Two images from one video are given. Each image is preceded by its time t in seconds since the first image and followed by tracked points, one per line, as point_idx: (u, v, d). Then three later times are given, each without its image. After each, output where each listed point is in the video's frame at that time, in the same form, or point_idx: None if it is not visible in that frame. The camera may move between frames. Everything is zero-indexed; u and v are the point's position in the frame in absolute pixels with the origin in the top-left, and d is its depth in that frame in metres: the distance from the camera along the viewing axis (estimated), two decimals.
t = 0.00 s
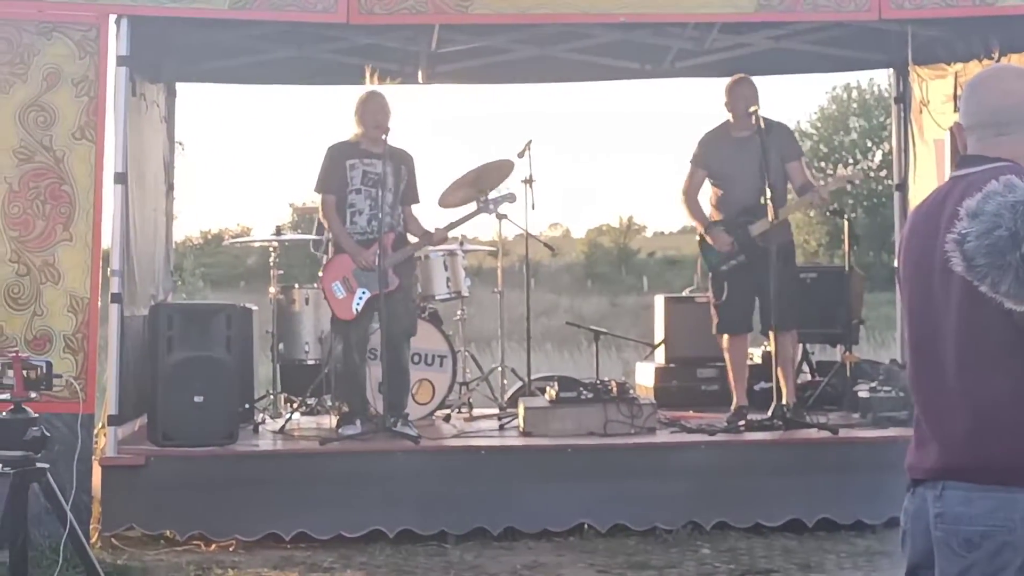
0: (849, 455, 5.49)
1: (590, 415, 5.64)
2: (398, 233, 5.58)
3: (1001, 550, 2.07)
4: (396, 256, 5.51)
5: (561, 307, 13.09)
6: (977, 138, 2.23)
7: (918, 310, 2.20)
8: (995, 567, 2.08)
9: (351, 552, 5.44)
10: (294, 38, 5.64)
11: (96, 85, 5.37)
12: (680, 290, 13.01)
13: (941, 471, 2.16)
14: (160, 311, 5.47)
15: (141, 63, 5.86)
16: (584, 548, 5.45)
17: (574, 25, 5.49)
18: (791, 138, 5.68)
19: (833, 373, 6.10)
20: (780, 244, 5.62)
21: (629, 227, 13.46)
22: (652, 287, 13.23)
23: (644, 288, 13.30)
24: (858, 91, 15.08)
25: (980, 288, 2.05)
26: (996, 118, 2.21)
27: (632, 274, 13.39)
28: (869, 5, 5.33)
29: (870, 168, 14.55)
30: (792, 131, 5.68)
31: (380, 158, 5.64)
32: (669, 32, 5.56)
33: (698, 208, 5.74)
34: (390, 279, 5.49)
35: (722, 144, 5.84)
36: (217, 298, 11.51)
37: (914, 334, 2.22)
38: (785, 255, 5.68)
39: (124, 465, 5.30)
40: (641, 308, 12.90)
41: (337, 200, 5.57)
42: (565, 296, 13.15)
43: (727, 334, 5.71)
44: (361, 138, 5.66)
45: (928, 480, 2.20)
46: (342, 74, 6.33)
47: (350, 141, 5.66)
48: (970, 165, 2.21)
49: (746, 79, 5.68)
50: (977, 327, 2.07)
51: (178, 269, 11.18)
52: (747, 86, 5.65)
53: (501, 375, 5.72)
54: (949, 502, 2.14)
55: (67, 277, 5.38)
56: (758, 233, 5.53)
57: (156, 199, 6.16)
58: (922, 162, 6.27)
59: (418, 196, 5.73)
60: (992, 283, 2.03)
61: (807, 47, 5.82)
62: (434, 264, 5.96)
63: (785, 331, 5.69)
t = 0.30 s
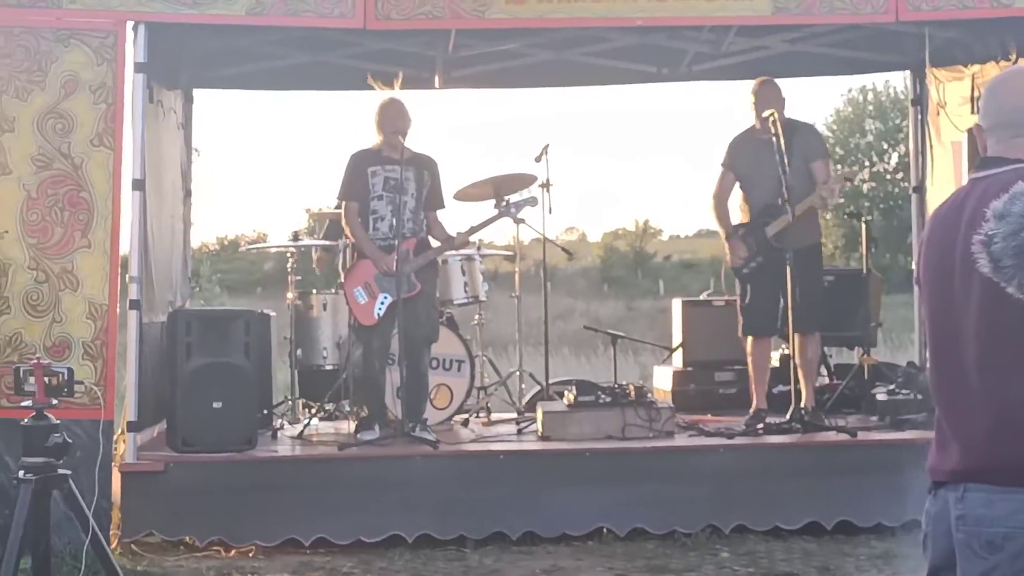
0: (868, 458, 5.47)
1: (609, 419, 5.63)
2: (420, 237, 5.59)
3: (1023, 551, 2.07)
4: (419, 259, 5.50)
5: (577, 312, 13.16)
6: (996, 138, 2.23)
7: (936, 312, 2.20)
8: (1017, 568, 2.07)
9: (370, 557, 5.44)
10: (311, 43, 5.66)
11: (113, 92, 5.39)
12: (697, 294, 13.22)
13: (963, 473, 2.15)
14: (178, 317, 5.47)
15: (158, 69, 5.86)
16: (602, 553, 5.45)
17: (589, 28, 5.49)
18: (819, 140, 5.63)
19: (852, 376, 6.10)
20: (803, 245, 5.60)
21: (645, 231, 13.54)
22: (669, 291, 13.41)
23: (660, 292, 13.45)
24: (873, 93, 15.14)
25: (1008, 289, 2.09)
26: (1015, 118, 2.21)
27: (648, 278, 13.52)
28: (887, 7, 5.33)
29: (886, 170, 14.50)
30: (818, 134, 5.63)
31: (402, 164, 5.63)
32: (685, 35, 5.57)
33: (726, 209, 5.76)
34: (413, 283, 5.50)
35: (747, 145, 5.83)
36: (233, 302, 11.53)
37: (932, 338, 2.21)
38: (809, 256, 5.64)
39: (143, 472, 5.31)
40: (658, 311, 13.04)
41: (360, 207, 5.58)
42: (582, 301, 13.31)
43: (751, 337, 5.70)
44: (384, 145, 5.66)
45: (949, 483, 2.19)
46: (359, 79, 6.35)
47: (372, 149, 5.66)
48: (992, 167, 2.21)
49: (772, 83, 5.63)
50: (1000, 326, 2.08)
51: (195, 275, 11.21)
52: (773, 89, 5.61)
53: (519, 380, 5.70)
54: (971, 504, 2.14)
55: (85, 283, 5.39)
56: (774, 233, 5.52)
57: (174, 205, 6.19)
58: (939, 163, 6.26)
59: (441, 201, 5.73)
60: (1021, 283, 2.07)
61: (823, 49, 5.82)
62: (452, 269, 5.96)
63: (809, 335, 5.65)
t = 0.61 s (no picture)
0: (891, 469, 5.46)
1: (632, 429, 5.63)
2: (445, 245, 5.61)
3: None
4: (445, 266, 5.52)
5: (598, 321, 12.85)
6: None
7: (965, 325, 2.21)
8: None
9: (392, 564, 5.44)
10: (337, 50, 5.68)
11: (140, 98, 5.41)
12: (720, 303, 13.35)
13: (986, 486, 2.16)
14: (203, 322, 5.51)
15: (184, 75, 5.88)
16: (624, 562, 5.44)
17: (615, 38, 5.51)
18: (852, 153, 5.60)
19: (875, 387, 6.09)
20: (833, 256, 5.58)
21: (667, 240, 13.50)
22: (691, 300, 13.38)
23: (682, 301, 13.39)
24: (897, 104, 15.17)
25: None
26: None
27: (671, 287, 13.48)
28: (913, 17, 5.37)
29: (909, 182, 14.42)
30: (853, 147, 5.61)
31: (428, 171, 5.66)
32: (711, 45, 5.59)
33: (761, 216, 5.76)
34: (437, 291, 5.50)
35: (784, 156, 5.81)
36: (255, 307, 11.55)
37: (961, 352, 2.22)
38: (839, 268, 5.61)
39: (167, 477, 5.32)
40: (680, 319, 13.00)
41: (386, 215, 5.60)
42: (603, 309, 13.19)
43: (777, 345, 5.69)
44: (412, 152, 5.67)
45: (974, 496, 2.20)
46: (384, 88, 6.37)
47: (399, 156, 5.69)
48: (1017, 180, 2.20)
49: (808, 91, 5.58)
50: None
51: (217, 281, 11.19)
52: (810, 101, 5.56)
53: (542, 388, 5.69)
54: (997, 517, 2.14)
55: (110, 288, 5.40)
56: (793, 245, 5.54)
57: (200, 210, 6.22)
58: (964, 174, 6.24)
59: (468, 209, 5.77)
60: None
61: (849, 60, 5.83)
62: (476, 277, 5.97)
63: (834, 345, 5.60)
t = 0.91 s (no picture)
0: (914, 480, 5.43)
1: (652, 437, 5.62)
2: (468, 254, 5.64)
3: None
4: (466, 276, 5.52)
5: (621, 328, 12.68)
6: None
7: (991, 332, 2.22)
8: None
9: (412, 570, 5.44)
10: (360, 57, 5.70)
11: (165, 104, 5.44)
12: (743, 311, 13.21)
13: (1011, 496, 2.17)
14: (225, 328, 5.52)
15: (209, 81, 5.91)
16: (644, 570, 5.43)
17: (638, 45, 5.52)
18: (880, 167, 5.57)
19: (898, 396, 6.05)
20: (861, 264, 5.57)
21: (689, 249, 13.42)
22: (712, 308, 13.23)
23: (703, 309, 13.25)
24: (922, 112, 15.15)
25: None
26: None
27: (691, 295, 13.31)
28: (938, 26, 5.36)
29: (933, 191, 14.32)
30: (883, 160, 5.57)
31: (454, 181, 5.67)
32: (735, 53, 5.59)
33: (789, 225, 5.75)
34: (458, 300, 5.52)
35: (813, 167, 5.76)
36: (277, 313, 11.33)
37: (987, 360, 2.23)
38: (864, 278, 5.60)
39: (188, 482, 5.34)
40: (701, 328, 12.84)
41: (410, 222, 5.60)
42: (625, 317, 12.99)
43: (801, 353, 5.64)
44: (438, 160, 5.66)
45: (999, 506, 2.20)
46: (407, 95, 6.39)
47: (427, 162, 5.68)
48: None
49: (839, 101, 5.56)
50: None
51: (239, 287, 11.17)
52: (838, 112, 5.54)
53: (563, 395, 5.65)
54: (1021, 529, 2.14)
55: (134, 293, 5.44)
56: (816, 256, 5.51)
57: (223, 216, 6.25)
58: (989, 185, 6.19)
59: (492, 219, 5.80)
60: None
61: (873, 68, 5.82)
62: (497, 284, 5.96)
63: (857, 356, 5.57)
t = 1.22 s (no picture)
0: (931, 485, 5.41)
1: (669, 440, 5.61)
2: (487, 255, 5.65)
3: None
4: (484, 277, 5.53)
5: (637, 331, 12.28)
6: None
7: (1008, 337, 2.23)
8: None
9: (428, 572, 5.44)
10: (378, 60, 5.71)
11: (183, 105, 5.46)
12: (760, 316, 12.79)
13: None
14: (242, 329, 5.53)
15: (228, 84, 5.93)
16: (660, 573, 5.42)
17: (655, 48, 5.53)
18: (899, 171, 5.56)
19: (915, 401, 6.03)
20: (880, 269, 5.54)
21: (705, 252, 13.27)
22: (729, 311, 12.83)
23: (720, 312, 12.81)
24: (939, 117, 15.20)
25: None
26: None
27: (708, 298, 13.01)
28: (956, 30, 5.37)
29: (951, 195, 14.25)
30: (902, 164, 5.56)
31: (473, 183, 5.68)
32: (752, 57, 5.59)
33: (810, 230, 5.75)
34: (474, 300, 5.54)
35: (831, 170, 5.75)
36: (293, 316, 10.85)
37: (1004, 368, 2.24)
38: (884, 283, 5.56)
39: (205, 482, 5.35)
40: (719, 331, 12.38)
41: (428, 222, 5.62)
42: (641, 319, 12.66)
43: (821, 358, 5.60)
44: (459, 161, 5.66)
45: (1016, 512, 2.26)
46: (424, 98, 6.40)
47: (449, 163, 5.68)
48: None
49: (856, 106, 5.55)
50: None
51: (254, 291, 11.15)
52: (857, 116, 5.54)
53: (580, 398, 5.63)
54: None
55: (151, 293, 5.45)
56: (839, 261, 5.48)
57: (241, 218, 6.27)
58: (1007, 190, 6.18)
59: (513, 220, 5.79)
60: None
61: (891, 72, 5.82)
62: (513, 287, 5.95)
63: (876, 359, 5.55)
